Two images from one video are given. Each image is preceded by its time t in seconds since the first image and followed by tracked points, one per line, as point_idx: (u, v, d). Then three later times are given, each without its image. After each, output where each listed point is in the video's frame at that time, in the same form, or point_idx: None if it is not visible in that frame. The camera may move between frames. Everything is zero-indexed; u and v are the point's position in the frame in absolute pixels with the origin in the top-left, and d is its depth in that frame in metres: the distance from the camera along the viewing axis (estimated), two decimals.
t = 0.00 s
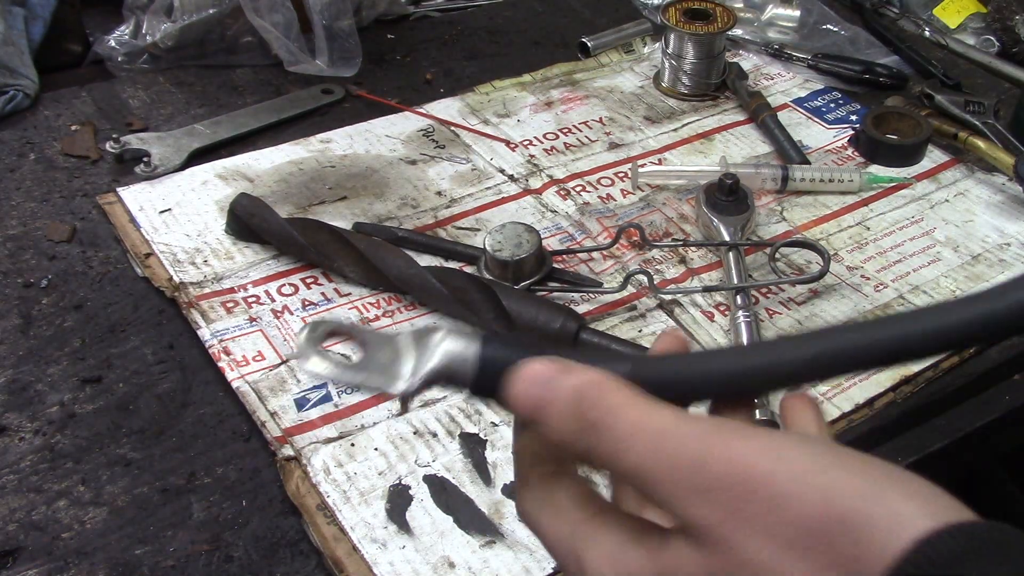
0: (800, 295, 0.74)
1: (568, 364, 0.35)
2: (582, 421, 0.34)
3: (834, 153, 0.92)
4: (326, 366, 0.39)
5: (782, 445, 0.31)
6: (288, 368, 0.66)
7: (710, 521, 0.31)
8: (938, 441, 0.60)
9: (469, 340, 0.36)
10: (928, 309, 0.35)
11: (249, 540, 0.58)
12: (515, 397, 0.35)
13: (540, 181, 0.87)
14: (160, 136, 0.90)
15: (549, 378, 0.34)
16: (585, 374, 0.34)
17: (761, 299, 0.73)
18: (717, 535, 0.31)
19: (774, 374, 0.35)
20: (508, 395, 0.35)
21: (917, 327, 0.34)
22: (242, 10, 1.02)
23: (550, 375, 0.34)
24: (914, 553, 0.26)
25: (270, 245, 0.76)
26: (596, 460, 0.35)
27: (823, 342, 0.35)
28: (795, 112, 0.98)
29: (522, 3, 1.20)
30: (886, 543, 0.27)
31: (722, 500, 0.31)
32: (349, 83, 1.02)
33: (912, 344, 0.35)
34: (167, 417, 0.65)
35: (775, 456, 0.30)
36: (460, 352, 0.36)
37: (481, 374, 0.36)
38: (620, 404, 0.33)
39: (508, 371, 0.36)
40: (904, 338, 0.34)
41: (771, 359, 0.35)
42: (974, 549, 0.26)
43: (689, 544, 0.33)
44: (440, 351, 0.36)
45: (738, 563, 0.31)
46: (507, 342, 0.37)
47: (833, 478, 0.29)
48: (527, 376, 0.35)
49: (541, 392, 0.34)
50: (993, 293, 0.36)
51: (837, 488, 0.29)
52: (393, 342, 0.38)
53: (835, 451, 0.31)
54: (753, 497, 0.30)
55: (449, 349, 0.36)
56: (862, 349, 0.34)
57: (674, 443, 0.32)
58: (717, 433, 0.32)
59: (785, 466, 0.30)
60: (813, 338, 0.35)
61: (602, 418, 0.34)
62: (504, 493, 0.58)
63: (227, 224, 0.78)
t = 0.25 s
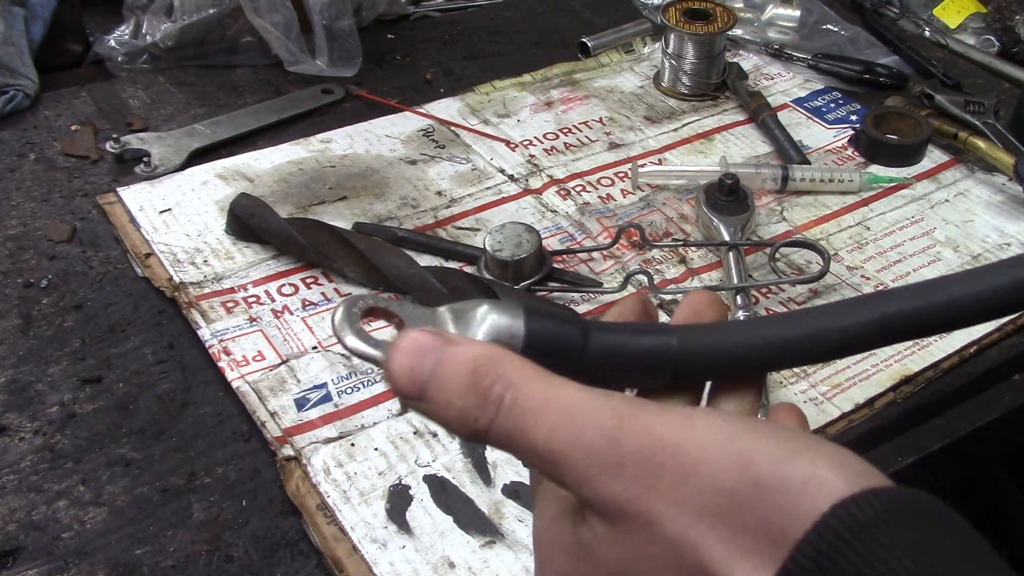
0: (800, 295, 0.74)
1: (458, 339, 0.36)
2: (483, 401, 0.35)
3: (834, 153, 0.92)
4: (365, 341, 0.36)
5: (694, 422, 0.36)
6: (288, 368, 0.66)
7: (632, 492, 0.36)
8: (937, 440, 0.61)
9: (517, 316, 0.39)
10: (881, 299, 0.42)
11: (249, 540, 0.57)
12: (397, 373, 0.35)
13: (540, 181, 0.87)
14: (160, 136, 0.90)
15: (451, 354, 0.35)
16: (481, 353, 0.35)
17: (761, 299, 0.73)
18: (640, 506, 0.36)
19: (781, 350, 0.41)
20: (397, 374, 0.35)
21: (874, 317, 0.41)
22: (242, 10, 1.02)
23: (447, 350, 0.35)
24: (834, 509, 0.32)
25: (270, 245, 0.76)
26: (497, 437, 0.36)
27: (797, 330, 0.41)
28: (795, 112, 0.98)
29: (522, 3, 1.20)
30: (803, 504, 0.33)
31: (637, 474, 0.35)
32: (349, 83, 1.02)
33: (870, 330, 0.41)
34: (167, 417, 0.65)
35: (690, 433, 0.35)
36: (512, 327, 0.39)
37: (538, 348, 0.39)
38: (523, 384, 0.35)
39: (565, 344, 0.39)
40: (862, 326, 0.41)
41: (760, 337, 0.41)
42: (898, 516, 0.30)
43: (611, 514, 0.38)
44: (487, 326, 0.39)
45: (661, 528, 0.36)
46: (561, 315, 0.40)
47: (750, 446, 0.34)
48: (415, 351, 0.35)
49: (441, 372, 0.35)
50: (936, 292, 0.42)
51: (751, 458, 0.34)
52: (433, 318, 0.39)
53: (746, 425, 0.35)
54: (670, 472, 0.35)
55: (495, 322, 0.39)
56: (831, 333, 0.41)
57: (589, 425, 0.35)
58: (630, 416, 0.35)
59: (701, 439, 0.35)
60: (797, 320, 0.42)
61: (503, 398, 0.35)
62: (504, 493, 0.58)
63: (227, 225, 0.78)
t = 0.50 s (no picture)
0: (800, 295, 0.74)
1: (461, 346, 0.36)
2: (485, 404, 0.36)
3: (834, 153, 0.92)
4: (380, 339, 0.39)
5: (689, 421, 0.36)
6: (288, 368, 0.66)
7: (628, 492, 0.36)
8: (937, 440, 0.60)
9: (533, 318, 0.40)
10: (892, 306, 0.43)
11: (249, 540, 0.58)
12: (407, 380, 0.36)
13: (540, 180, 0.87)
14: (160, 136, 0.90)
15: (455, 361, 0.36)
16: (483, 358, 0.36)
17: (761, 299, 0.73)
18: (638, 507, 0.36)
19: (793, 356, 0.42)
20: (406, 379, 0.36)
21: (886, 323, 0.42)
22: (242, 10, 1.02)
23: (453, 357, 0.36)
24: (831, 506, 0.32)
25: (270, 245, 0.76)
26: (497, 439, 0.37)
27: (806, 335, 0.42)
28: (795, 112, 0.98)
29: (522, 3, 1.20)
30: (798, 503, 0.33)
31: (634, 473, 0.36)
32: (349, 83, 1.02)
33: (880, 335, 0.42)
34: (167, 417, 0.65)
35: (684, 432, 0.35)
36: (528, 330, 0.40)
37: (553, 350, 0.40)
38: (523, 386, 0.36)
39: (579, 347, 0.40)
40: (873, 333, 0.42)
41: (771, 343, 0.42)
42: (896, 516, 0.31)
43: (609, 515, 0.38)
44: (503, 326, 0.40)
45: (657, 527, 0.36)
46: (576, 318, 0.41)
47: (744, 445, 0.35)
48: (421, 356, 0.36)
49: (446, 376, 0.36)
50: (947, 300, 0.43)
51: (745, 457, 0.34)
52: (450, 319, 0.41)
53: (739, 423, 0.36)
54: (667, 471, 0.35)
55: (511, 323, 0.40)
56: (842, 339, 0.42)
57: (586, 425, 0.35)
58: (624, 416, 0.36)
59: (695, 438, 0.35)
60: (810, 327, 0.42)
61: (503, 401, 0.36)
62: (504, 493, 0.58)
63: (227, 225, 0.78)
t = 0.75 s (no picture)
0: (800, 295, 0.74)
1: (472, 361, 0.35)
2: (498, 423, 0.35)
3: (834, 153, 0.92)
4: (397, 342, 0.39)
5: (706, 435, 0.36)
6: (288, 368, 0.66)
7: (643, 507, 0.36)
8: (937, 440, 0.61)
9: (547, 322, 0.40)
10: (899, 315, 0.43)
11: (249, 540, 0.58)
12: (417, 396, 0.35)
13: (540, 180, 0.87)
14: (159, 136, 0.90)
15: (467, 376, 0.35)
16: (496, 376, 0.35)
17: (761, 299, 0.73)
18: (651, 519, 0.36)
19: (803, 363, 0.42)
20: (419, 396, 0.35)
21: (894, 332, 0.42)
22: (242, 10, 1.02)
23: (466, 373, 0.35)
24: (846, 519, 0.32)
25: (271, 245, 0.76)
26: (508, 456, 0.36)
27: (816, 344, 0.42)
28: (795, 112, 0.98)
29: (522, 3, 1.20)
30: (815, 513, 0.33)
31: (649, 488, 0.35)
32: (349, 83, 1.02)
33: (888, 343, 0.42)
34: (167, 417, 0.65)
35: (701, 446, 0.35)
36: (543, 334, 0.39)
37: (567, 354, 0.40)
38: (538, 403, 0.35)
39: (593, 352, 0.40)
40: (881, 342, 0.42)
41: (781, 350, 0.42)
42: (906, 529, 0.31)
43: (622, 528, 0.38)
44: (518, 330, 0.39)
45: (671, 541, 0.36)
46: (589, 322, 0.41)
47: (760, 457, 0.35)
48: (432, 373, 0.35)
49: (458, 395, 0.35)
50: (954, 307, 0.43)
51: (760, 468, 0.34)
52: (466, 323, 0.41)
53: (755, 436, 0.36)
54: (682, 486, 0.35)
55: (525, 328, 0.40)
56: (849, 347, 0.42)
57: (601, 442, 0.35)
58: (639, 430, 0.35)
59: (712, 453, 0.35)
60: (819, 335, 0.42)
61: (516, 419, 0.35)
62: (504, 493, 0.58)
63: (227, 225, 0.78)
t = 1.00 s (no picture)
0: (800, 295, 0.74)
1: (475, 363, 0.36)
2: (502, 425, 0.35)
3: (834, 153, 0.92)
4: (399, 339, 0.39)
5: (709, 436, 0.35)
6: (288, 368, 0.66)
7: (645, 509, 0.36)
8: (937, 440, 0.61)
9: (548, 321, 0.40)
10: (900, 317, 0.43)
11: (249, 540, 0.58)
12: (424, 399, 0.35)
13: (540, 180, 0.87)
14: (159, 136, 0.90)
15: (472, 379, 0.35)
16: (501, 377, 0.35)
17: (761, 299, 0.73)
18: (653, 521, 0.36)
19: (805, 365, 0.42)
20: (424, 398, 0.35)
21: (897, 333, 0.42)
22: (242, 10, 1.02)
23: (470, 376, 0.35)
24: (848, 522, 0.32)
25: (271, 245, 0.76)
26: (512, 456, 0.36)
27: (818, 345, 0.42)
28: (795, 112, 0.98)
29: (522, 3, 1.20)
30: (818, 515, 0.33)
31: (652, 490, 0.35)
32: (349, 83, 1.02)
33: (888, 344, 0.42)
34: (167, 417, 0.65)
35: (703, 446, 0.35)
36: (544, 331, 0.40)
37: (568, 353, 0.40)
38: (541, 404, 0.35)
39: (593, 351, 0.41)
40: (881, 343, 0.42)
41: (782, 351, 0.42)
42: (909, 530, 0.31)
43: (625, 529, 0.38)
44: (519, 327, 0.40)
45: (674, 543, 0.36)
46: (590, 321, 0.41)
47: (762, 458, 0.35)
48: (439, 376, 0.35)
49: (462, 396, 0.35)
50: (954, 309, 0.43)
51: (761, 470, 0.34)
52: (467, 320, 0.41)
53: (759, 436, 0.36)
54: (684, 488, 0.35)
55: (527, 325, 0.40)
56: (850, 348, 0.42)
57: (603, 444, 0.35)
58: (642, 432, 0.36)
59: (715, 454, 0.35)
60: (821, 337, 0.43)
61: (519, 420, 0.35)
62: (504, 493, 0.58)
63: (227, 225, 0.78)
